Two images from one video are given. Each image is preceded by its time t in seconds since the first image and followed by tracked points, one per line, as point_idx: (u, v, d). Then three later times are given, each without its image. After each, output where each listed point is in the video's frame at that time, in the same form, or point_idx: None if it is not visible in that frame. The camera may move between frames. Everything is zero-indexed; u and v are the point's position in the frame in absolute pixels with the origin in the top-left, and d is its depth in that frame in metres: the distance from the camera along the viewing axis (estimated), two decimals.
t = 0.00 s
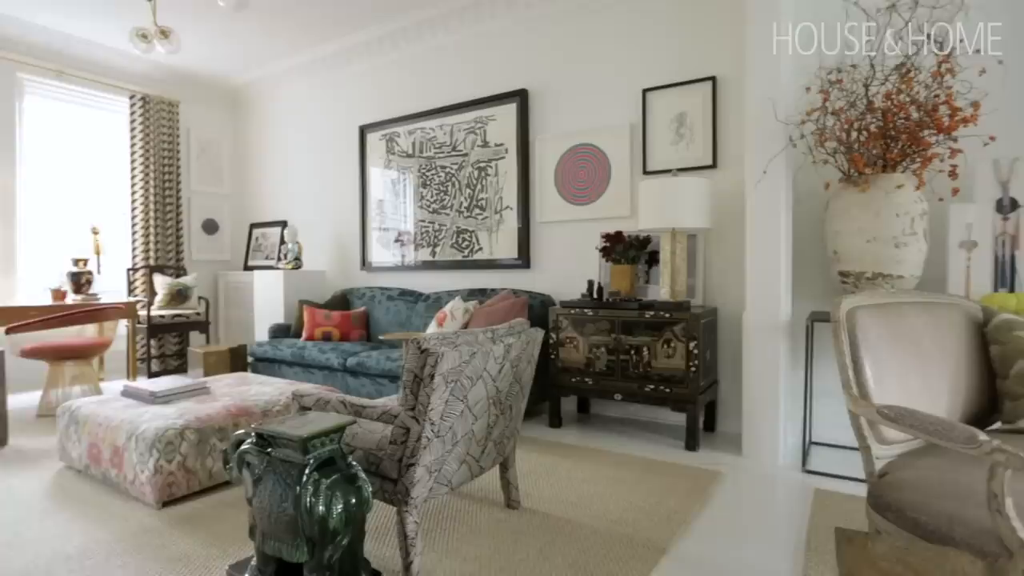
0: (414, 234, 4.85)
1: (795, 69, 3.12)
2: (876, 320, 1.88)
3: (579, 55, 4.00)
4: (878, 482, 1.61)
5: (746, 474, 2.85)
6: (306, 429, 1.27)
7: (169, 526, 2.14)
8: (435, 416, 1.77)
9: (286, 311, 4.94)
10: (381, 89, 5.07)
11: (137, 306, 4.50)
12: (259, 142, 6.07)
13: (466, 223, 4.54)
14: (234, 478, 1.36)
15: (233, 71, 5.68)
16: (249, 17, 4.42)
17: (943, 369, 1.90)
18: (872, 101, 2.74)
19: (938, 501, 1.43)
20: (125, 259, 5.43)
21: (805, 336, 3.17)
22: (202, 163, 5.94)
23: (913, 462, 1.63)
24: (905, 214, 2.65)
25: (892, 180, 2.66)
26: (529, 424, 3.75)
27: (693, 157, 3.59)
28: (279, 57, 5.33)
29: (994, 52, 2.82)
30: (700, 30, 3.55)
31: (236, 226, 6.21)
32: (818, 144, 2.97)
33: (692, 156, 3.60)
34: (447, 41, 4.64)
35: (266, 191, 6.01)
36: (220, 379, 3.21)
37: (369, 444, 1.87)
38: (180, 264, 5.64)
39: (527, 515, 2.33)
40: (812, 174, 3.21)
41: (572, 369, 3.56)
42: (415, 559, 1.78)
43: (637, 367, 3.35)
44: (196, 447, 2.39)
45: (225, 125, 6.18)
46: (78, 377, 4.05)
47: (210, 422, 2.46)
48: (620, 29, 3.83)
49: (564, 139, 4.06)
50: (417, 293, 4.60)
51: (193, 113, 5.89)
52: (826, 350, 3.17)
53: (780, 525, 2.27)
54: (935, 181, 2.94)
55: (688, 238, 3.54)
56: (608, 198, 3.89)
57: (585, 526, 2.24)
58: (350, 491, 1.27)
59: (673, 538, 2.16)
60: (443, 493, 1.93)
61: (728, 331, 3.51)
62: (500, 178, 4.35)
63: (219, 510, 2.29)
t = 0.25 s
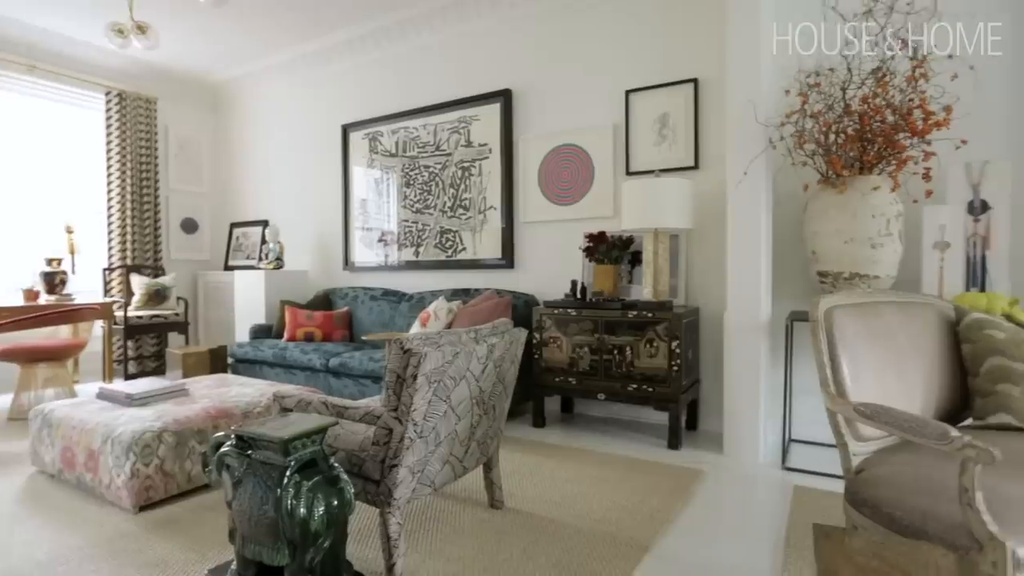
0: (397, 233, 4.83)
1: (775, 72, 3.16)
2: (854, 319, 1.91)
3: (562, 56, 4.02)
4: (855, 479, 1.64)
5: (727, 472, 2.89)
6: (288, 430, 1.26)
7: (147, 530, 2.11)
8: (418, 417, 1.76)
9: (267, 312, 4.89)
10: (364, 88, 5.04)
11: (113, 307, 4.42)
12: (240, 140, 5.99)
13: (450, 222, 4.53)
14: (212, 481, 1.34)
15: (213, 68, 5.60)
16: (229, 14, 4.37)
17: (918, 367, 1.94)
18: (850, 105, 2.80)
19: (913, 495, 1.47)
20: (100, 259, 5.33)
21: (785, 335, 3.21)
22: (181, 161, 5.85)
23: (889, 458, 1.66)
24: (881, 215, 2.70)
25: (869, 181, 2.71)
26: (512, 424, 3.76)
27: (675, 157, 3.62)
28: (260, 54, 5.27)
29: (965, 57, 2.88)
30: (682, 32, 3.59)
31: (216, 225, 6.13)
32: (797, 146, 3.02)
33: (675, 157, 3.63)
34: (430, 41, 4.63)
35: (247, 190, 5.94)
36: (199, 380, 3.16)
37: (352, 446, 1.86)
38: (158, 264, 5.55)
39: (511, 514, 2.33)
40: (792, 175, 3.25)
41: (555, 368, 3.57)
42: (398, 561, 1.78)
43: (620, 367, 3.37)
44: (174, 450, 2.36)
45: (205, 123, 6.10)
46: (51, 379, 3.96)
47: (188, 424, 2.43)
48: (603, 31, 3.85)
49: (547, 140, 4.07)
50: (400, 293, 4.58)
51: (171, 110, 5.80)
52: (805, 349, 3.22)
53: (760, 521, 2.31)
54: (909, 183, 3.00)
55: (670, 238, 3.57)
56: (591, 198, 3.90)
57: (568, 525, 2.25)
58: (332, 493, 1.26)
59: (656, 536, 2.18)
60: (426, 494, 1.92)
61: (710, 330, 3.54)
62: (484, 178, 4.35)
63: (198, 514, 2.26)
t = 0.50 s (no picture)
0: (380, 233, 4.80)
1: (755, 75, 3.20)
2: (832, 319, 1.94)
3: (545, 56, 4.02)
4: (833, 476, 1.67)
5: (709, 469, 2.92)
6: (267, 432, 1.25)
7: (123, 535, 2.08)
8: (401, 418, 1.76)
9: (247, 312, 4.83)
10: (347, 87, 5.00)
11: (89, 308, 4.33)
12: (220, 138, 5.92)
13: (433, 222, 4.51)
14: (191, 485, 1.32)
15: (192, 65, 5.52)
16: (208, 10, 4.31)
17: (893, 366, 1.98)
18: (827, 108, 2.85)
19: (889, 492, 1.49)
20: (75, 258, 5.22)
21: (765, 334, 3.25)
22: (159, 159, 5.76)
23: (866, 455, 1.70)
24: (858, 216, 2.75)
25: (846, 183, 2.75)
26: (496, 424, 3.76)
27: (658, 158, 3.65)
28: (241, 51, 5.20)
29: (938, 63, 2.95)
30: (664, 35, 3.62)
31: (195, 224, 6.05)
32: (777, 147, 3.07)
33: (657, 158, 3.65)
34: (414, 40, 4.61)
35: (227, 189, 5.86)
36: (177, 382, 3.12)
37: (334, 447, 1.85)
38: (134, 263, 5.46)
39: (495, 514, 2.33)
40: (772, 176, 3.29)
41: (538, 368, 3.58)
42: (381, 562, 1.77)
43: (603, 367, 3.39)
44: (152, 453, 2.32)
45: (183, 120, 6.01)
46: (22, 382, 3.87)
47: (166, 427, 2.39)
48: (586, 32, 3.87)
49: (531, 140, 4.08)
50: (383, 293, 4.55)
51: (149, 107, 5.70)
52: (785, 348, 3.27)
53: (740, 518, 2.33)
54: (885, 185, 3.06)
55: (653, 239, 3.59)
56: (574, 199, 3.92)
57: (551, 525, 2.26)
58: (313, 495, 1.24)
59: (639, 535, 2.19)
60: (409, 495, 1.91)
61: (692, 330, 3.58)
62: (467, 178, 4.34)
63: (176, 518, 2.23)
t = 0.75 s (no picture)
0: (364, 233, 4.77)
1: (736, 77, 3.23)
2: (811, 318, 1.97)
3: (529, 57, 4.03)
4: (812, 472, 1.69)
5: (691, 468, 2.95)
6: (248, 434, 1.23)
7: (100, 540, 2.04)
8: (384, 419, 1.75)
9: (228, 312, 4.77)
10: (329, 85, 4.96)
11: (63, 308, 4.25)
12: (200, 135, 5.84)
13: (417, 222, 4.50)
14: (170, 488, 1.30)
15: (171, 61, 5.44)
16: (187, 6, 4.24)
17: (870, 364, 2.01)
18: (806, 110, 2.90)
19: (866, 487, 1.52)
20: (49, 258, 5.11)
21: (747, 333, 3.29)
22: (136, 157, 5.67)
23: (844, 451, 1.73)
24: (836, 217, 2.80)
25: (825, 185, 2.80)
26: (480, 424, 3.76)
27: (640, 159, 3.67)
28: (221, 48, 5.13)
29: (913, 68, 3.01)
30: (646, 36, 3.65)
31: (175, 224, 5.97)
32: (757, 149, 3.11)
33: (640, 159, 3.68)
34: (397, 38, 4.58)
35: (207, 188, 5.78)
36: (156, 384, 3.07)
37: (316, 448, 1.83)
38: (111, 263, 5.36)
39: (479, 514, 2.33)
40: (753, 177, 3.33)
41: (522, 368, 3.59)
42: (364, 564, 1.76)
43: (586, 366, 3.40)
44: (129, 457, 2.29)
45: (162, 117, 5.92)
46: None
47: (144, 430, 2.35)
48: (570, 32, 3.88)
49: (515, 140, 4.08)
50: (366, 293, 4.53)
51: (126, 104, 5.61)
52: (765, 347, 3.31)
53: (722, 516, 2.36)
54: (862, 187, 3.11)
55: (636, 239, 3.62)
56: (558, 199, 3.93)
57: (535, 524, 2.26)
58: (294, 497, 1.23)
59: (623, 533, 2.21)
60: (392, 496, 1.91)
61: (674, 329, 3.61)
62: (451, 178, 4.33)
63: (154, 522, 2.19)
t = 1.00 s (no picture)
0: (347, 233, 4.74)
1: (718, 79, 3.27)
2: (791, 318, 2.00)
3: (514, 57, 4.03)
4: (792, 469, 1.72)
5: (674, 466, 2.97)
6: (228, 436, 1.21)
7: (74, 547, 2.00)
8: (367, 419, 1.74)
9: (208, 313, 4.71)
10: (312, 84, 4.91)
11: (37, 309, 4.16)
12: (179, 133, 5.76)
13: (401, 222, 4.48)
14: (148, 492, 1.28)
15: (150, 57, 5.35)
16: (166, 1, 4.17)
17: (848, 363, 2.05)
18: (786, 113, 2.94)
19: (844, 484, 1.55)
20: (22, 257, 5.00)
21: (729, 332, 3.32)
22: (113, 155, 5.56)
23: (823, 449, 1.75)
24: (815, 218, 2.84)
25: (804, 186, 2.84)
26: (464, 424, 3.75)
27: (624, 160, 3.69)
28: (201, 45, 5.05)
29: (889, 72, 3.06)
30: (630, 38, 3.67)
31: (154, 223, 5.87)
32: (739, 150, 3.15)
33: (624, 160, 3.70)
34: (381, 37, 4.56)
35: (187, 187, 5.70)
36: (133, 386, 3.01)
37: (297, 450, 1.82)
38: (87, 263, 5.25)
39: (463, 515, 2.33)
40: (735, 178, 3.37)
41: (507, 368, 3.59)
42: (347, 566, 1.75)
43: (570, 366, 3.41)
44: (105, 461, 2.25)
45: (140, 114, 5.82)
46: None
47: (121, 433, 2.31)
48: (554, 33, 3.89)
49: (499, 140, 4.08)
50: (350, 293, 4.50)
51: (103, 101, 5.50)
52: (747, 346, 3.35)
53: (703, 514, 2.38)
54: (840, 188, 3.16)
55: (619, 239, 3.64)
56: (542, 199, 3.94)
57: (519, 524, 2.27)
58: (276, 500, 1.22)
59: (607, 532, 2.22)
60: (375, 497, 1.90)
61: (657, 329, 3.63)
62: (435, 178, 4.32)
63: (131, 527, 2.16)
